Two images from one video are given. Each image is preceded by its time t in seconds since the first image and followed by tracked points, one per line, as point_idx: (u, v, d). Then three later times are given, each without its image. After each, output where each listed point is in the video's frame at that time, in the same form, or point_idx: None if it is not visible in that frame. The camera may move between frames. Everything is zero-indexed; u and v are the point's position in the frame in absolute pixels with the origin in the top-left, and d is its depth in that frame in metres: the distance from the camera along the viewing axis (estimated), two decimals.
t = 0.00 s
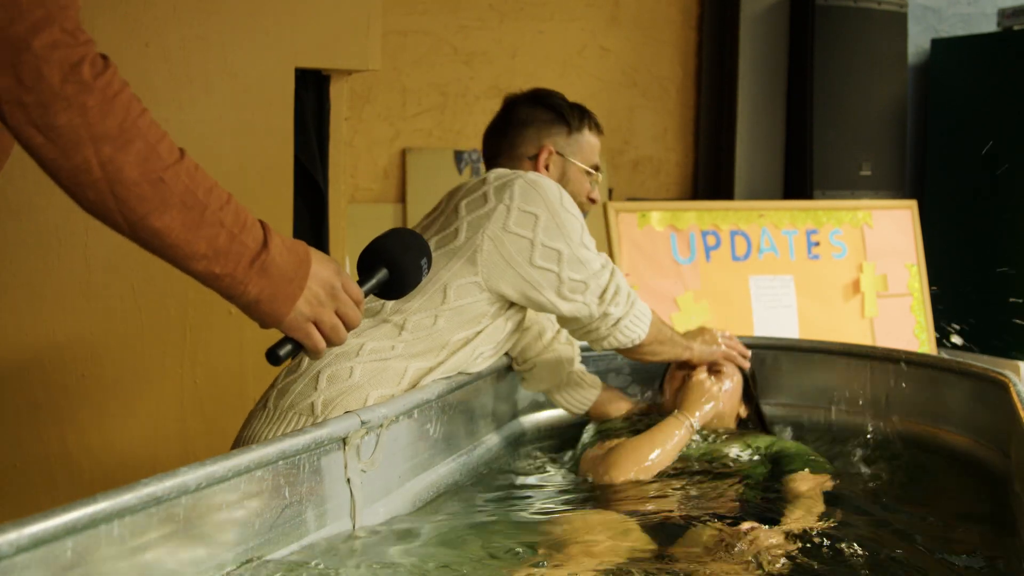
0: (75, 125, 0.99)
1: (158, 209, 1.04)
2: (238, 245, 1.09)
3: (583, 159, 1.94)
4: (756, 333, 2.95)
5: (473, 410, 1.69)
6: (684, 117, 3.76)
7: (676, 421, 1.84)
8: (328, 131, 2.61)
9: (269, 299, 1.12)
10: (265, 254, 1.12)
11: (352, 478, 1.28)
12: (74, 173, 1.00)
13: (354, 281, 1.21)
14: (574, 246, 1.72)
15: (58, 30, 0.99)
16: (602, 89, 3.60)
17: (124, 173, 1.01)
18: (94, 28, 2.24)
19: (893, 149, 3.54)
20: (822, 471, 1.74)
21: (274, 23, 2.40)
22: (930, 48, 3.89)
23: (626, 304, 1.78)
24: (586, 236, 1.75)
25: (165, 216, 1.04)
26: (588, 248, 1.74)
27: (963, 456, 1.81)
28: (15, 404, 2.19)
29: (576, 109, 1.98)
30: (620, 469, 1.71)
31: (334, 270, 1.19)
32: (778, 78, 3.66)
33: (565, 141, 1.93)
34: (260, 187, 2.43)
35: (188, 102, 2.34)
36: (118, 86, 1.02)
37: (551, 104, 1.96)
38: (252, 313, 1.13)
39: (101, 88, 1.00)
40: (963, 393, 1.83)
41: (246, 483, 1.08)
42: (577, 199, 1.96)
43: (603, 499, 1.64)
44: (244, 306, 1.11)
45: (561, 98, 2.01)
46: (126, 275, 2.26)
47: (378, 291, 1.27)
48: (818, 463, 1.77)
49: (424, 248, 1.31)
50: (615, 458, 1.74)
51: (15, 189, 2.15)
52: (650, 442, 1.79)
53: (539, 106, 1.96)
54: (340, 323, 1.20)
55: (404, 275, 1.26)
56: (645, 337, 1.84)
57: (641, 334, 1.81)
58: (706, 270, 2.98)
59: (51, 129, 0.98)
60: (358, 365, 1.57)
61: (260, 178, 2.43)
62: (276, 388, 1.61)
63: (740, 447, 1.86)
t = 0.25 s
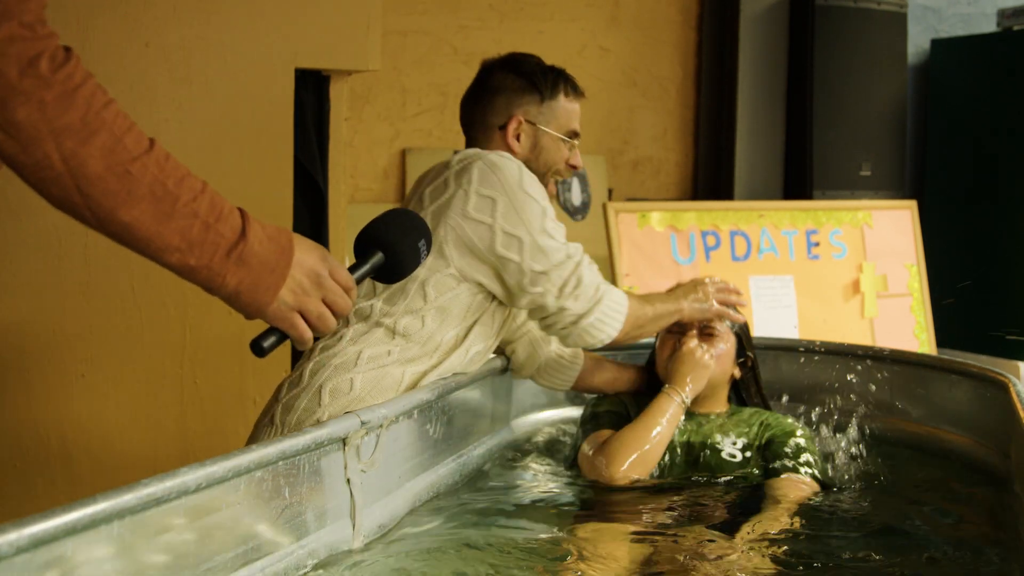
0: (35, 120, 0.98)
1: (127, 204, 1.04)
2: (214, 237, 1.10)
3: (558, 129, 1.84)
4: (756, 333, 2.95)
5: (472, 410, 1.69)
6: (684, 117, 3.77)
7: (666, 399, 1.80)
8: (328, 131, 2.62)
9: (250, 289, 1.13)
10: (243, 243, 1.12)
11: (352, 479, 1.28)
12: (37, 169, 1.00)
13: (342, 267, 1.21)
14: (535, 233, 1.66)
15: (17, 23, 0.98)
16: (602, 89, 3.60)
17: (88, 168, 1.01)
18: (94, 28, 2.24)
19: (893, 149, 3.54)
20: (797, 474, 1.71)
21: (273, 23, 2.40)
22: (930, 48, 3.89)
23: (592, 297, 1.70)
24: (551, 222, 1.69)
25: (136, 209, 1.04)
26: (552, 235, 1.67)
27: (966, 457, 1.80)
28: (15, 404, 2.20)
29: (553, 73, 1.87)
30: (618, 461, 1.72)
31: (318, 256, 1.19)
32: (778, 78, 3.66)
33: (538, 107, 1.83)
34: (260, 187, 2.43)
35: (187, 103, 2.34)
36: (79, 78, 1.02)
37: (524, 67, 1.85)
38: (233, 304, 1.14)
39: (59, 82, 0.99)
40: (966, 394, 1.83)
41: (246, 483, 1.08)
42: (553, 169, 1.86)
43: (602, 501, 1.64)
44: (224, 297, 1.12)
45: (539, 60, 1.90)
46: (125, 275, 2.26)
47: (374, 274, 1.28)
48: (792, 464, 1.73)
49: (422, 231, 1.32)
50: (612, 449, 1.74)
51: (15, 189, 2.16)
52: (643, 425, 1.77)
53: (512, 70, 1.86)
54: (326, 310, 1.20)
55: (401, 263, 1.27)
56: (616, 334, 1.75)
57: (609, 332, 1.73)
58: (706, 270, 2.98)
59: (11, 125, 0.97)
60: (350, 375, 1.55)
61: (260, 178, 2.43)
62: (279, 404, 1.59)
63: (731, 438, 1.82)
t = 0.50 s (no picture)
0: None
1: (97, 202, 1.00)
2: (189, 235, 1.05)
3: (537, 114, 1.72)
4: (757, 334, 2.94)
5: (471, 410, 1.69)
6: (684, 117, 3.77)
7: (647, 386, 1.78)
8: (328, 132, 2.62)
9: (228, 288, 1.08)
10: (220, 242, 1.08)
11: (352, 478, 1.28)
12: (3, 167, 0.96)
13: (327, 266, 1.16)
14: (442, 212, 1.50)
15: None
16: (602, 89, 3.60)
17: (55, 166, 0.97)
18: (94, 29, 2.25)
19: (893, 150, 3.53)
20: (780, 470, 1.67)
21: (274, 22, 2.40)
22: (929, 48, 3.89)
23: (484, 288, 1.48)
24: (472, 201, 1.51)
25: (106, 207, 1.00)
26: (461, 217, 1.50)
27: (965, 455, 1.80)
28: (15, 404, 2.21)
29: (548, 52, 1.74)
30: (607, 454, 1.71)
31: (301, 255, 1.15)
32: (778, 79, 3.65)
33: (522, 87, 1.71)
34: (260, 187, 2.42)
35: (187, 103, 2.34)
36: (44, 74, 0.98)
37: (519, 43, 1.72)
38: (212, 303, 1.10)
39: (22, 78, 0.96)
40: (965, 393, 1.83)
41: (246, 483, 1.08)
42: (529, 154, 1.75)
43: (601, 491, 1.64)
44: (201, 297, 1.07)
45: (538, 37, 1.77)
46: (125, 275, 2.26)
47: (363, 272, 1.25)
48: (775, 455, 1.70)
49: (413, 231, 1.29)
50: (597, 446, 1.73)
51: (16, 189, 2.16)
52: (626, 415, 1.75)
53: (504, 44, 1.73)
54: (309, 309, 1.15)
55: (391, 263, 1.25)
56: (504, 333, 1.51)
57: (495, 330, 1.50)
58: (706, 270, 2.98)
59: None
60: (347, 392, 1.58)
61: (258, 179, 2.41)
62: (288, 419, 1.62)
63: (720, 442, 1.79)
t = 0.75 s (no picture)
0: None
1: (62, 202, 0.98)
2: (158, 233, 1.03)
3: (502, 104, 1.67)
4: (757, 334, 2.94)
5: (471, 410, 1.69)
6: (684, 117, 3.77)
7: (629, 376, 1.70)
8: (328, 134, 2.63)
9: (198, 287, 1.06)
10: (190, 240, 1.05)
11: (352, 479, 1.28)
12: None
13: (303, 264, 1.12)
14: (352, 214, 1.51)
15: None
16: (601, 89, 3.60)
17: (17, 167, 0.95)
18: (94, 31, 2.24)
19: (893, 150, 3.54)
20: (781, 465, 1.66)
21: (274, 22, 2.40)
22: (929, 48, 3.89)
23: (376, 298, 1.47)
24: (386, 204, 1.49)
25: (72, 207, 0.99)
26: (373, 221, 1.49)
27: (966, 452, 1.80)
28: (16, 405, 2.21)
29: (520, 32, 1.67)
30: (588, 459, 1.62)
31: (275, 253, 1.11)
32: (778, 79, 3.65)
33: (489, 75, 1.66)
34: (260, 187, 2.43)
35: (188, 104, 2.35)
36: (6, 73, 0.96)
37: (487, 26, 1.66)
38: (184, 302, 1.07)
39: None
40: (967, 394, 1.84)
41: (246, 483, 1.08)
42: (497, 141, 1.72)
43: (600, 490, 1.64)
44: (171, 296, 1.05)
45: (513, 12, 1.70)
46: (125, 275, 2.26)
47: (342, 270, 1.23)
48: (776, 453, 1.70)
49: (394, 227, 1.26)
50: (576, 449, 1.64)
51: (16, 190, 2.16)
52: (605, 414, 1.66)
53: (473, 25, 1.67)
54: (281, 308, 1.12)
55: (368, 257, 1.22)
56: (394, 346, 1.48)
57: (382, 340, 1.48)
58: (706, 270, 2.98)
59: None
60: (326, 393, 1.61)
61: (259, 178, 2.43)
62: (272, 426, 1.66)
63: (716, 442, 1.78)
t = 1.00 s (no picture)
0: None
1: (48, 202, 0.98)
2: (146, 233, 1.03)
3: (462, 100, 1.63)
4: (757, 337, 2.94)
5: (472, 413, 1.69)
6: (684, 120, 3.78)
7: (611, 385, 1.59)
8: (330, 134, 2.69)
9: (187, 286, 1.06)
10: (178, 240, 1.05)
11: (351, 482, 1.28)
12: None
13: (292, 262, 1.13)
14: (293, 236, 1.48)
15: None
16: (601, 92, 3.60)
17: (3, 166, 0.96)
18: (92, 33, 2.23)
19: (892, 153, 3.55)
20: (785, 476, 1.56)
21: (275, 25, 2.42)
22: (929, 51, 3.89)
23: (313, 323, 1.45)
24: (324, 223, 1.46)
25: (58, 207, 0.99)
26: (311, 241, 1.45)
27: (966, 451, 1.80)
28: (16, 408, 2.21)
29: (474, 21, 1.60)
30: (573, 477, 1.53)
31: (265, 252, 1.12)
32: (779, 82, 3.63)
33: (443, 70, 1.61)
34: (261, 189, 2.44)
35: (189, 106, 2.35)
36: None
37: (439, 20, 1.60)
38: (173, 302, 1.08)
39: None
40: (965, 396, 1.84)
41: (246, 485, 1.08)
42: (460, 137, 1.66)
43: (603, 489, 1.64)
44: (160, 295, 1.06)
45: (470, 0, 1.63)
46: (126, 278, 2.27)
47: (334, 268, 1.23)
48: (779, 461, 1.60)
49: (386, 225, 1.26)
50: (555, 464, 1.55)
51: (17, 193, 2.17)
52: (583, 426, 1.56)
53: (425, 18, 1.62)
54: (271, 307, 1.12)
55: (361, 256, 1.21)
56: (333, 371, 1.46)
57: (321, 365, 1.46)
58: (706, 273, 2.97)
59: None
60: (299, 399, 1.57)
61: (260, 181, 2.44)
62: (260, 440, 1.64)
63: (707, 446, 1.68)
